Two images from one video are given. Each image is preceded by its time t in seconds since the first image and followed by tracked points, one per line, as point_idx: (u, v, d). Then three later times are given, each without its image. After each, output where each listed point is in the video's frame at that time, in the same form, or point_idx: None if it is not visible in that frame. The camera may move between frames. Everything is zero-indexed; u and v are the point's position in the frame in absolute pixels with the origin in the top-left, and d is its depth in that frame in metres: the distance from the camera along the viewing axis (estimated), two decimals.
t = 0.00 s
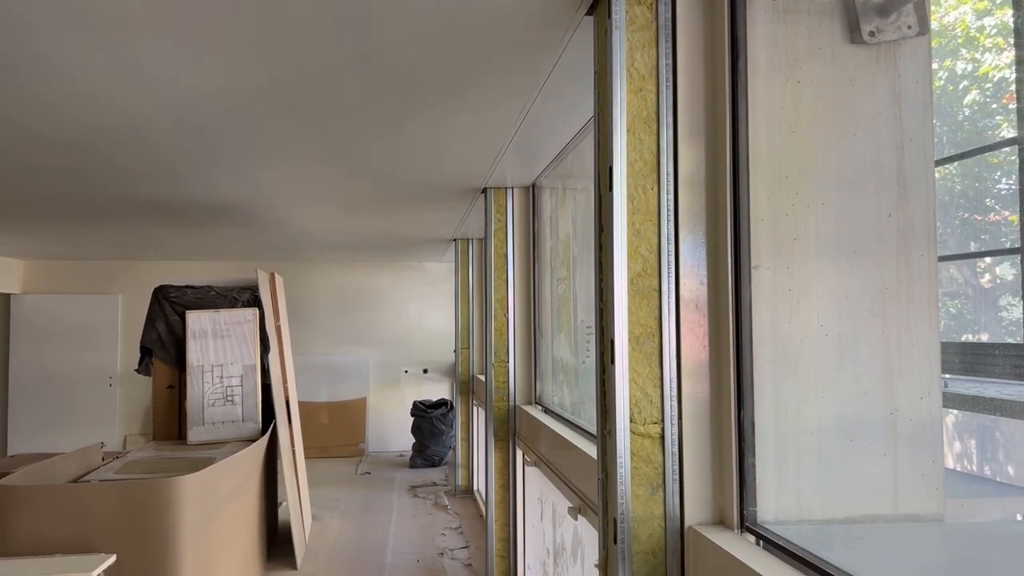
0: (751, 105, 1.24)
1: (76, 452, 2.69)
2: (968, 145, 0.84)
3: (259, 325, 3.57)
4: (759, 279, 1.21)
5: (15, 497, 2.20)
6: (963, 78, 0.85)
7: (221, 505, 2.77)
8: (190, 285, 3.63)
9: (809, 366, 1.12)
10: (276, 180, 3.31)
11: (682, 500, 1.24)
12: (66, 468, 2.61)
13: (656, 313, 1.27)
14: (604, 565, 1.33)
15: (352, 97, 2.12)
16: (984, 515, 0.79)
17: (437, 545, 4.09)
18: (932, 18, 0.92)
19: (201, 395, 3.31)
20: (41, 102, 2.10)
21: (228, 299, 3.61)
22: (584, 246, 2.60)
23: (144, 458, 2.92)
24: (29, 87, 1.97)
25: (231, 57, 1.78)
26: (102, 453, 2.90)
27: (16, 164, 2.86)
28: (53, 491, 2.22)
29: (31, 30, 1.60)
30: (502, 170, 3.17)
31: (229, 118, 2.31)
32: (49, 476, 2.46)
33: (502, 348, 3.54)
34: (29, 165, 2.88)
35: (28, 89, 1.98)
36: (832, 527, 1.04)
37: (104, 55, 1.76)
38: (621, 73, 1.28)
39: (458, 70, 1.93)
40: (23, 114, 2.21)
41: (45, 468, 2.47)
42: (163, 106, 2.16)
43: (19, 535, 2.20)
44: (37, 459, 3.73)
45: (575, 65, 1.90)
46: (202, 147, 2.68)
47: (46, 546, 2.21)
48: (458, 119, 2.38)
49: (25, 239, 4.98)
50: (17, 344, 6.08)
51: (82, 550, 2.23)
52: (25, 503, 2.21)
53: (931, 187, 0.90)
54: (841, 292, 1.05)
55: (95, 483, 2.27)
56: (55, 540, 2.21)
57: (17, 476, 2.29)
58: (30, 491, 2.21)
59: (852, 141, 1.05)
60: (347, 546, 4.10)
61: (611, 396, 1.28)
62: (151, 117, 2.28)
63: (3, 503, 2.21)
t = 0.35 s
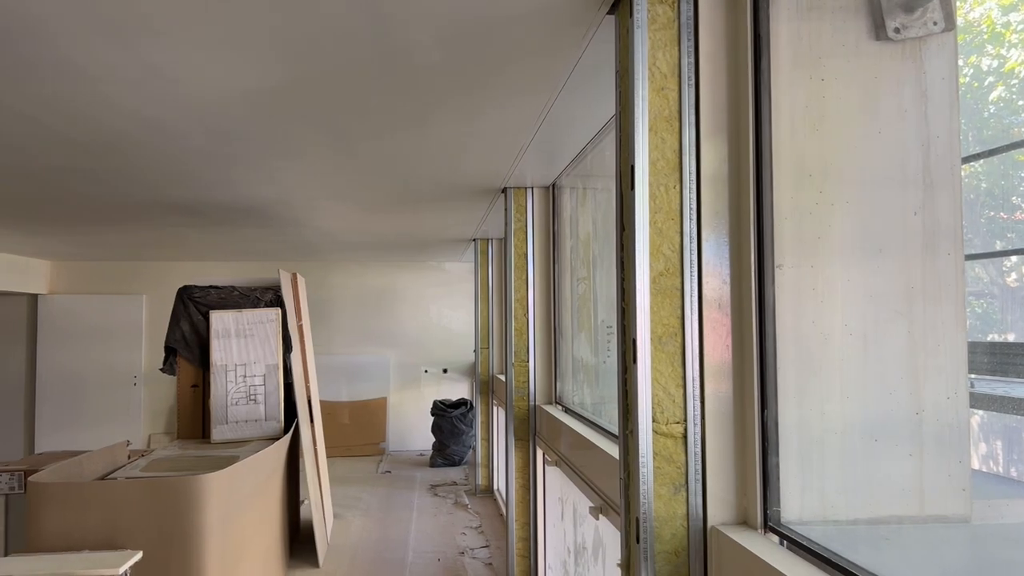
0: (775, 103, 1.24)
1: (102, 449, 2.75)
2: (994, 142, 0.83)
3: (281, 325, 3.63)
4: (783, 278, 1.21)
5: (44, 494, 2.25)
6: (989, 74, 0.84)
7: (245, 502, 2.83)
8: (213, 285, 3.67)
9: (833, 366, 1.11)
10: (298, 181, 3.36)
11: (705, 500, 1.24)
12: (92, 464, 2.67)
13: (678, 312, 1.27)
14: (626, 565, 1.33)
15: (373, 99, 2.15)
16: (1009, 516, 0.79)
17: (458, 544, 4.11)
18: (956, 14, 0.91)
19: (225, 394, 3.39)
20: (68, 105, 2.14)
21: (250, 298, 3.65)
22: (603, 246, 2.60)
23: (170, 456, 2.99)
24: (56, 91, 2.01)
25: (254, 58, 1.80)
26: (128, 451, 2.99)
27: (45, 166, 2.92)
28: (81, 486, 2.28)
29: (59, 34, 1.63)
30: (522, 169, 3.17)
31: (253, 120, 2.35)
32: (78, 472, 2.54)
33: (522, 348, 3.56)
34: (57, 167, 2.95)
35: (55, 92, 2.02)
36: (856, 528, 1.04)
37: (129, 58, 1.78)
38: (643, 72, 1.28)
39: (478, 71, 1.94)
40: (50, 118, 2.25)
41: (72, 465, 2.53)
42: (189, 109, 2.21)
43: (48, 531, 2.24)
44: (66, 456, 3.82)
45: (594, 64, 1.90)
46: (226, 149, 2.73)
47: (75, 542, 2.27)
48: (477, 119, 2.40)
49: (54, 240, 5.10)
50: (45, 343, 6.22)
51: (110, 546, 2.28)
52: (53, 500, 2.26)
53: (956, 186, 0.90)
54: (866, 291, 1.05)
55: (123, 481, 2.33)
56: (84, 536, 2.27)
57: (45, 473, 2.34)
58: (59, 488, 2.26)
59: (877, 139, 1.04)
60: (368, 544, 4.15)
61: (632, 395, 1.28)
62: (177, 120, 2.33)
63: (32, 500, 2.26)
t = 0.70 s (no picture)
0: (798, 100, 1.23)
1: (128, 447, 2.82)
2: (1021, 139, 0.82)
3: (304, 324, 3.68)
4: (807, 275, 1.20)
5: (70, 490, 2.30)
6: (1016, 70, 0.83)
7: (267, 500, 2.88)
8: (236, 285, 3.76)
9: (858, 364, 1.11)
10: (320, 181, 3.41)
11: (728, 500, 1.24)
12: (119, 462, 2.75)
13: (701, 310, 1.27)
14: (649, 563, 1.33)
15: (395, 99, 2.17)
16: None
17: (479, 543, 4.13)
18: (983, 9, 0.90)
19: (248, 393, 3.45)
20: (97, 107, 2.19)
21: (273, 298, 3.73)
22: (625, 244, 2.59)
23: (194, 454, 3.05)
24: (86, 94, 2.06)
25: (278, 59, 1.83)
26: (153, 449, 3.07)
27: (73, 167, 3.00)
28: (108, 483, 2.33)
29: (89, 39, 1.67)
30: (543, 169, 3.17)
31: (275, 121, 2.39)
32: (105, 469, 2.62)
33: (542, 347, 3.56)
34: (86, 168, 3.02)
35: (84, 95, 2.07)
36: (882, 528, 1.03)
37: (156, 60, 1.82)
38: (665, 70, 1.28)
39: (499, 70, 1.95)
40: (79, 120, 2.30)
41: (100, 461, 2.60)
42: (213, 111, 2.25)
43: (75, 526, 2.30)
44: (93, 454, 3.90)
45: (615, 61, 1.90)
46: (249, 150, 2.77)
47: (101, 538, 2.31)
48: (497, 118, 2.41)
49: (83, 240, 5.22)
50: (74, 342, 6.37)
51: (136, 542, 2.34)
52: (80, 497, 2.31)
53: (984, 182, 0.88)
54: (892, 289, 1.04)
55: (149, 478, 2.38)
56: (111, 531, 2.32)
57: (73, 469, 2.40)
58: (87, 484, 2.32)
59: (902, 134, 1.03)
60: (390, 542, 4.19)
61: (655, 395, 1.28)
62: (202, 121, 2.37)
63: (59, 496, 2.32)
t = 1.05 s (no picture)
0: (820, 97, 1.22)
1: (150, 445, 2.88)
2: None
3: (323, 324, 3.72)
4: (829, 274, 1.20)
5: (94, 488, 2.36)
6: None
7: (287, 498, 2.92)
8: (256, 285, 3.82)
9: (882, 364, 1.10)
10: (339, 181, 3.44)
11: (748, 500, 1.24)
12: (142, 460, 2.82)
13: (722, 309, 1.27)
14: (669, 563, 1.33)
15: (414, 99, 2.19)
16: None
17: (497, 543, 4.14)
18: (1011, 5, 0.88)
19: (269, 392, 3.51)
20: (120, 108, 2.22)
21: (293, 298, 3.78)
22: (644, 244, 2.58)
23: (215, 453, 3.11)
24: (109, 95, 2.10)
25: (297, 59, 1.85)
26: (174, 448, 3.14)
27: (97, 168, 3.05)
28: (130, 481, 2.38)
29: (117, 42, 1.70)
30: (561, 168, 3.17)
31: (296, 121, 2.42)
32: (127, 467, 2.68)
33: (560, 347, 3.56)
34: (109, 169, 3.07)
35: (110, 96, 2.11)
36: (907, 529, 1.02)
37: (178, 61, 1.84)
38: (686, 68, 1.28)
39: (519, 69, 1.96)
40: (102, 121, 2.35)
41: (122, 459, 2.66)
42: (236, 111, 2.29)
43: (99, 524, 2.36)
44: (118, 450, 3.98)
45: (635, 60, 1.90)
46: (269, 150, 2.81)
47: (125, 535, 2.38)
48: (515, 118, 2.41)
49: (106, 241, 5.32)
50: (98, 341, 6.50)
51: (158, 540, 2.39)
52: (103, 495, 2.37)
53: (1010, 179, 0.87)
54: (916, 288, 1.03)
55: (171, 476, 2.43)
56: (134, 529, 2.38)
57: (96, 468, 2.46)
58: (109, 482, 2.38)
59: (927, 132, 1.02)
60: (409, 541, 4.23)
61: (675, 395, 1.29)
62: (224, 122, 2.41)
63: (84, 494, 2.38)
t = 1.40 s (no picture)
0: (842, 94, 1.22)
1: (171, 443, 2.94)
2: None
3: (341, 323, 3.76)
4: (852, 273, 1.19)
5: (116, 487, 2.41)
6: None
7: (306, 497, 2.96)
8: (275, 285, 3.86)
9: (905, 363, 1.09)
10: (357, 182, 3.48)
11: (769, 500, 1.23)
12: (162, 458, 2.88)
13: (742, 309, 1.26)
14: (689, 564, 1.33)
15: (433, 99, 2.21)
16: None
17: (514, 543, 4.15)
18: None
19: (287, 392, 3.55)
20: (141, 109, 2.27)
21: (310, 298, 3.84)
22: (662, 243, 2.58)
23: (235, 452, 3.16)
24: (132, 97, 2.14)
25: (314, 59, 1.87)
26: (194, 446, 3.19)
27: (120, 169, 3.12)
28: (150, 479, 2.44)
29: (142, 44, 1.74)
30: (578, 167, 3.17)
31: (316, 122, 2.45)
32: (148, 466, 2.73)
33: (577, 347, 3.56)
34: (131, 170, 3.13)
35: (134, 98, 2.15)
36: (931, 530, 1.01)
37: (196, 61, 1.87)
38: (705, 66, 1.28)
39: (537, 69, 1.97)
40: (124, 123, 2.39)
41: (143, 457, 2.71)
42: (256, 112, 2.32)
43: (121, 522, 2.41)
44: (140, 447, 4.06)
45: (654, 59, 1.90)
46: (288, 150, 2.85)
47: (147, 533, 2.42)
48: (533, 117, 2.42)
49: (129, 241, 5.42)
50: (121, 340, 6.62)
51: (179, 538, 2.43)
52: (125, 493, 2.42)
53: None
54: (940, 287, 1.02)
55: (192, 474, 2.48)
56: (156, 527, 2.42)
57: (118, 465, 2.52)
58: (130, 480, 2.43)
59: (951, 128, 1.01)
60: (425, 540, 4.26)
61: (696, 394, 1.28)
62: (245, 123, 2.45)
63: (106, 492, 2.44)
